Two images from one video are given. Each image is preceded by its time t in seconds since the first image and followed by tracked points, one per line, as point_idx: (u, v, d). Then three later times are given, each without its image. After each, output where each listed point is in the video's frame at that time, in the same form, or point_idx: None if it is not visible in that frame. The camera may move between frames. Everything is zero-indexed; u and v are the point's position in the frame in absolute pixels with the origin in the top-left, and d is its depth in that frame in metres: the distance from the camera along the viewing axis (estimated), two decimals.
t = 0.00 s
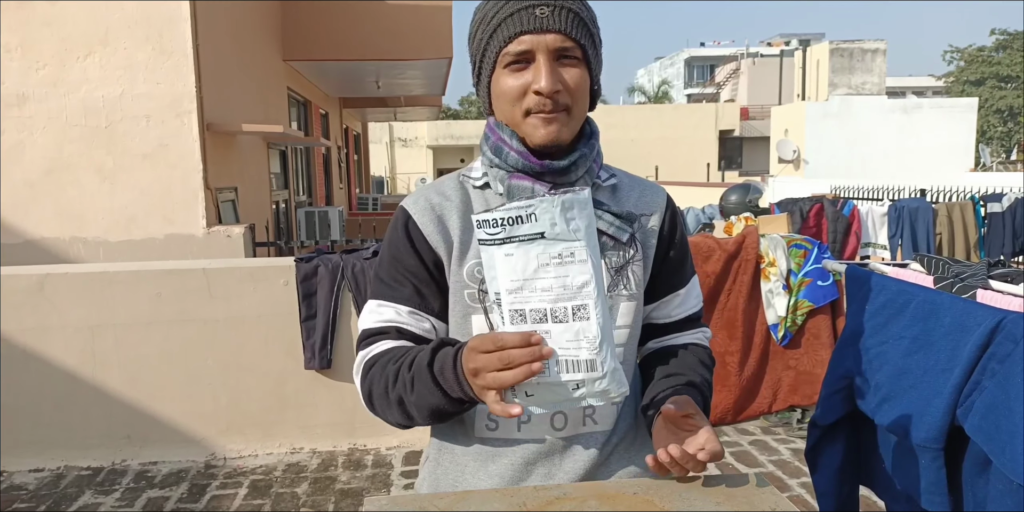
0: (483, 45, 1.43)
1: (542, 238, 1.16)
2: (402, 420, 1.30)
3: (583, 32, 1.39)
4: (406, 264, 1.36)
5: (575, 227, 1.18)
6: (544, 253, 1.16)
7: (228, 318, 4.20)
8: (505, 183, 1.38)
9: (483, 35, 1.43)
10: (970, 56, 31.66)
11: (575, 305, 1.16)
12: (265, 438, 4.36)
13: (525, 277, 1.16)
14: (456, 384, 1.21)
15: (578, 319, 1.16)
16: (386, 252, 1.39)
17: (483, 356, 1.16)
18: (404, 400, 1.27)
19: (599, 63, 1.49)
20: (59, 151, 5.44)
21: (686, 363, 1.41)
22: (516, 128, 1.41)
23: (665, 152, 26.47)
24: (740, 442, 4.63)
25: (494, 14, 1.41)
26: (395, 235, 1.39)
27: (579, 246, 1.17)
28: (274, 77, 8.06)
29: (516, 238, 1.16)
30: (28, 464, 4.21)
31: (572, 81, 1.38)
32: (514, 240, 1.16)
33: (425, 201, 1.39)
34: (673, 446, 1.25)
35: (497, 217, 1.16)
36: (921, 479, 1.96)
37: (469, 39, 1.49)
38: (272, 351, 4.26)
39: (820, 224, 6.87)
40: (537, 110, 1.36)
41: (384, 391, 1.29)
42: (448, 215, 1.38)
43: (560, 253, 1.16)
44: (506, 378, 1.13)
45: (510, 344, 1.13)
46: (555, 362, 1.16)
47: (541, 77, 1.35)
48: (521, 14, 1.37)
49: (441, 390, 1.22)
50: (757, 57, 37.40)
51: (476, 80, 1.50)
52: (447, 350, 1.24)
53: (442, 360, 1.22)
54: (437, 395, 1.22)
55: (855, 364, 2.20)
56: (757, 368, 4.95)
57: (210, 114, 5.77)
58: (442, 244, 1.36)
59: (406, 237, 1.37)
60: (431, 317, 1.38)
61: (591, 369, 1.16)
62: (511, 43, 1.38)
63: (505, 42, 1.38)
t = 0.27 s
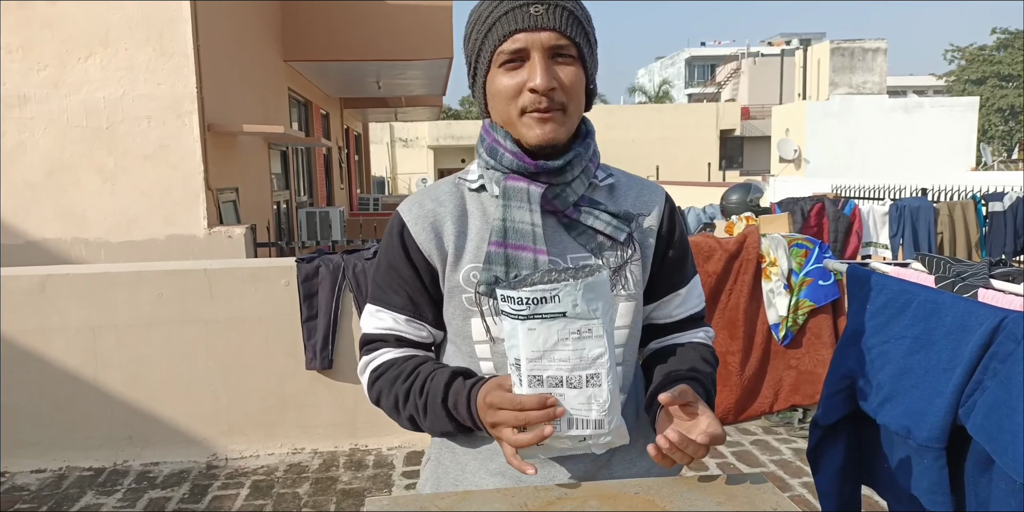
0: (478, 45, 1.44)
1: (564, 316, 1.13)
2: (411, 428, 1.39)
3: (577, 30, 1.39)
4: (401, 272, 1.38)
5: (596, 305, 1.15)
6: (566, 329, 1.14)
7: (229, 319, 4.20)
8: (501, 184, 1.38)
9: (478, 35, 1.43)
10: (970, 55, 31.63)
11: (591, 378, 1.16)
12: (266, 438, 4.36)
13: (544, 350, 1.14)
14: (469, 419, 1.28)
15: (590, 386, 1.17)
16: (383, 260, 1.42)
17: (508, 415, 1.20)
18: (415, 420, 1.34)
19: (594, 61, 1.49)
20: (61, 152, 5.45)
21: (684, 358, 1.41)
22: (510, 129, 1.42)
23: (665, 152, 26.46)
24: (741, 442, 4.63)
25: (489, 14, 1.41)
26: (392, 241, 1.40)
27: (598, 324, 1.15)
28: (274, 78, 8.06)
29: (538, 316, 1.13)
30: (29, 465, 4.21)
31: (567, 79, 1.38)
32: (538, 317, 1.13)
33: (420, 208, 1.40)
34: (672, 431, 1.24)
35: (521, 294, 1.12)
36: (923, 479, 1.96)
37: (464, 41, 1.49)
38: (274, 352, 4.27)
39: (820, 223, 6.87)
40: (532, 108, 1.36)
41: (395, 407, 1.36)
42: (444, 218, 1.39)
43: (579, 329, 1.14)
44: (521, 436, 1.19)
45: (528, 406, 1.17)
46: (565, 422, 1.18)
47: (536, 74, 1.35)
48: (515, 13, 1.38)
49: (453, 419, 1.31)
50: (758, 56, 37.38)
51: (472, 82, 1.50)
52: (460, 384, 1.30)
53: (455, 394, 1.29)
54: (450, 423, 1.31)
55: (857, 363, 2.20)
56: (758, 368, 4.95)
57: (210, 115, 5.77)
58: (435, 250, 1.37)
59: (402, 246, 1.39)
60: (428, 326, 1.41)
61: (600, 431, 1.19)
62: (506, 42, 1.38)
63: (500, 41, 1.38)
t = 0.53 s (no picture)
0: (476, 45, 1.44)
1: (522, 236, 1.24)
2: (401, 415, 1.39)
3: (575, 28, 1.40)
4: (401, 270, 1.39)
5: (555, 227, 1.26)
6: (524, 251, 1.24)
7: (231, 318, 4.21)
8: (500, 183, 1.38)
9: (475, 34, 1.43)
10: (973, 56, 31.58)
11: (552, 301, 1.23)
12: (268, 437, 4.36)
13: (507, 274, 1.24)
14: (448, 382, 1.29)
15: (553, 313, 1.23)
16: (383, 257, 1.43)
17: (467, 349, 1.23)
18: (400, 396, 1.35)
19: (594, 59, 1.49)
20: (63, 151, 5.45)
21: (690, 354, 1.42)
22: (507, 128, 1.42)
23: (667, 152, 26.45)
24: (743, 442, 4.63)
25: (486, 13, 1.41)
26: (392, 239, 1.41)
27: (557, 246, 1.25)
28: (276, 77, 8.07)
29: (500, 236, 1.25)
30: (31, 464, 4.22)
31: (564, 77, 1.38)
32: (499, 236, 1.25)
33: (419, 207, 1.40)
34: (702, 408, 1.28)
35: (485, 216, 1.26)
36: (924, 479, 1.96)
37: (462, 41, 1.49)
38: (275, 351, 4.27)
39: (823, 223, 6.86)
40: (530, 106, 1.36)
41: (385, 388, 1.37)
42: (443, 218, 1.39)
43: (539, 251, 1.24)
44: (482, 368, 1.21)
45: (490, 335, 1.21)
46: (531, 355, 1.23)
47: (533, 73, 1.36)
48: (512, 12, 1.38)
49: (432, 388, 1.31)
50: (759, 56, 37.36)
51: (471, 81, 1.50)
52: (441, 350, 1.33)
53: (435, 359, 1.30)
54: (431, 392, 1.31)
55: (858, 364, 2.20)
56: (760, 368, 4.94)
57: (212, 114, 5.78)
58: (436, 250, 1.37)
59: (401, 244, 1.39)
60: (428, 322, 1.42)
61: (564, 363, 1.22)
62: (503, 41, 1.38)
63: (496, 40, 1.38)
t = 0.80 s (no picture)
0: (475, 41, 1.44)
1: (525, 304, 1.14)
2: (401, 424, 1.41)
3: (575, 23, 1.39)
4: (398, 273, 1.40)
5: (559, 298, 1.14)
6: (527, 318, 1.14)
7: (233, 317, 4.21)
8: (499, 184, 1.38)
9: (475, 30, 1.43)
10: (974, 54, 31.54)
11: (550, 373, 1.14)
12: (269, 436, 4.37)
13: (506, 337, 1.15)
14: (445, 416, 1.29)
15: (550, 383, 1.15)
16: (382, 259, 1.43)
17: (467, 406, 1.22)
18: (399, 413, 1.36)
19: (594, 56, 1.48)
20: (64, 150, 5.46)
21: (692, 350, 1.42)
22: (507, 127, 1.42)
23: (668, 151, 26.44)
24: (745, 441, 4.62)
25: (485, 9, 1.41)
26: (390, 240, 1.41)
27: (561, 316, 1.14)
28: (277, 76, 8.07)
29: (502, 301, 1.15)
30: (33, 463, 4.23)
31: (565, 73, 1.38)
32: (501, 301, 1.15)
33: (417, 208, 1.40)
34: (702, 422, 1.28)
35: (487, 278, 1.16)
36: (926, 478, 1.96)
37: (461, 37, 1.49)
38: (277, 350, 4.27)
39: (824, 222, 6.85)
40: (531, 104, 1.35)
41: (385, 400, 1.38)
42: (442, 220, 1.39)
43: (540, 319, 1.14)
44: (479, 429, 1.21)
45: (487, 396, 1.19)
46: (526, 417, 1.17)
47: (534, 69, 1.35)
48: (510, 8, 1.37)
49: (429, 413, 1.31)
50: (761, 55, 37.34)
51: (470, 78, 1.50)
52: (439, 379, 1.31)
53: (433, 388, 1.29)
54: (427, 417, 1.31)
55: (860, 364, 2.19)
56: (762, 368, 4.92)
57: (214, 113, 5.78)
58: (435, 253, 1.37)
59: (399, 247, 1.40)
60: (424, 324, 1.43)
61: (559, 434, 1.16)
62: (502, 37, 1.38)
63: (496, 36, 1.38)
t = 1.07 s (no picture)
0: (472, 38, 1.44)
1: (520, 309, 1.14)
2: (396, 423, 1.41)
3: (573, 19, 1.39)
4: (397, 272, 1.40)
5: (556, 304, 1.13)
6: (522, 323, 1.14)
7: (233, 315, 4.21)
8: (497, 183, 1.38)
9: (473, 28, 1.43)
10: (976, 54, 31.51)
11: (544, 378, 1.14)
12: (270, 435, 4.37)
13: (502, 341, 1.15)
14: (439, 418, 1.29)
15: (544, 387, 1.15)
16: (381, 259, 1.44)
17: (459, 409, 1.22)
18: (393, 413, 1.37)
19: (593, 52, 1.48)
20: (66, 148, 5.46)
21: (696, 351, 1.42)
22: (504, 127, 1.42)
23: (670, 151, 26.43)
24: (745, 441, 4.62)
25: (483, 6, 1.41)
26: (389, 240, 1.42)
27: (557, 322, 1.13)
28: (279, 75, 8.07)
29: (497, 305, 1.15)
30: (34, 461, 4.23)
31: (564, 71, 1.38)
32: (497, 306, 1.15)
33: (416, 209, 1.41)
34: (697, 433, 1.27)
35: (482, 282, 1.15)
36: (926, 478, 1.96)
37: (459, 35, 1.49)
38: (278, 349, 4.27)
39: (826, 222, 6.85)
40: (529, 101, 1.35)
41: (380, 400, 1.38)
42: (440, 219, 1.39)
43: (536, 324, 1.14)
44: (470, 431, 1.21)
45: (480, 398, 1.19)
46: (519, 420, 1.17)
47: (532, 67, 1.35)
48: (508, 4, 1.37)
49: (423, 413, 1.31)
50: (763, 55, 37.32)
51: (469, 76, 1.50)
52: (433, 380, 1.32)
53: (426, 389, 1.30)
54: (420, 419, 1.31)
55: (861, 362, 2.20)
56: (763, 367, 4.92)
57: (215, 112, 5.78)
58: (432, 252, 1.38)
59: (398, 247, 1.40)
60: (423, 323, 1.43)
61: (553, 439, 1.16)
62: (500, 34, 1.38)
63: (494, 33, 1.38)
